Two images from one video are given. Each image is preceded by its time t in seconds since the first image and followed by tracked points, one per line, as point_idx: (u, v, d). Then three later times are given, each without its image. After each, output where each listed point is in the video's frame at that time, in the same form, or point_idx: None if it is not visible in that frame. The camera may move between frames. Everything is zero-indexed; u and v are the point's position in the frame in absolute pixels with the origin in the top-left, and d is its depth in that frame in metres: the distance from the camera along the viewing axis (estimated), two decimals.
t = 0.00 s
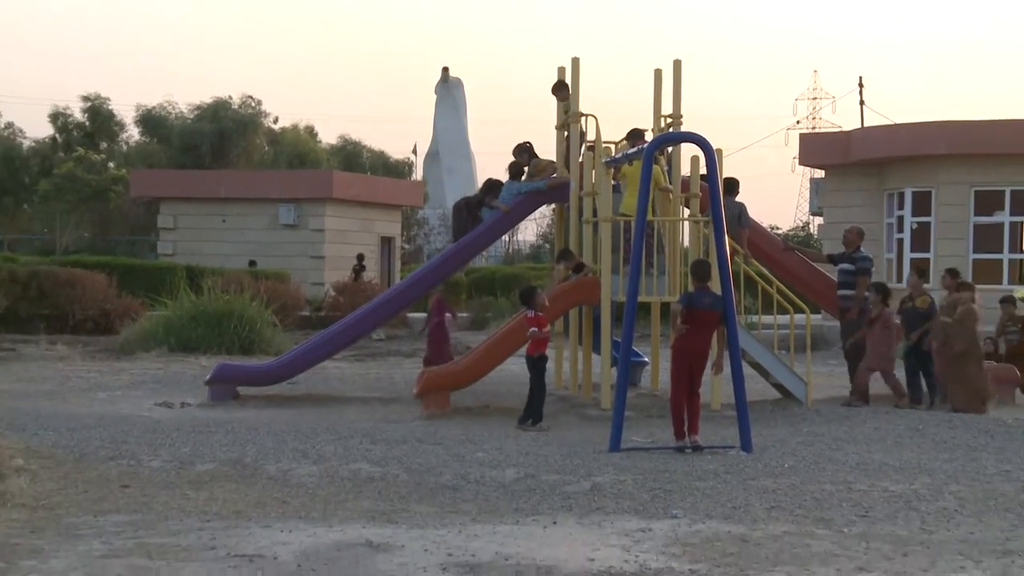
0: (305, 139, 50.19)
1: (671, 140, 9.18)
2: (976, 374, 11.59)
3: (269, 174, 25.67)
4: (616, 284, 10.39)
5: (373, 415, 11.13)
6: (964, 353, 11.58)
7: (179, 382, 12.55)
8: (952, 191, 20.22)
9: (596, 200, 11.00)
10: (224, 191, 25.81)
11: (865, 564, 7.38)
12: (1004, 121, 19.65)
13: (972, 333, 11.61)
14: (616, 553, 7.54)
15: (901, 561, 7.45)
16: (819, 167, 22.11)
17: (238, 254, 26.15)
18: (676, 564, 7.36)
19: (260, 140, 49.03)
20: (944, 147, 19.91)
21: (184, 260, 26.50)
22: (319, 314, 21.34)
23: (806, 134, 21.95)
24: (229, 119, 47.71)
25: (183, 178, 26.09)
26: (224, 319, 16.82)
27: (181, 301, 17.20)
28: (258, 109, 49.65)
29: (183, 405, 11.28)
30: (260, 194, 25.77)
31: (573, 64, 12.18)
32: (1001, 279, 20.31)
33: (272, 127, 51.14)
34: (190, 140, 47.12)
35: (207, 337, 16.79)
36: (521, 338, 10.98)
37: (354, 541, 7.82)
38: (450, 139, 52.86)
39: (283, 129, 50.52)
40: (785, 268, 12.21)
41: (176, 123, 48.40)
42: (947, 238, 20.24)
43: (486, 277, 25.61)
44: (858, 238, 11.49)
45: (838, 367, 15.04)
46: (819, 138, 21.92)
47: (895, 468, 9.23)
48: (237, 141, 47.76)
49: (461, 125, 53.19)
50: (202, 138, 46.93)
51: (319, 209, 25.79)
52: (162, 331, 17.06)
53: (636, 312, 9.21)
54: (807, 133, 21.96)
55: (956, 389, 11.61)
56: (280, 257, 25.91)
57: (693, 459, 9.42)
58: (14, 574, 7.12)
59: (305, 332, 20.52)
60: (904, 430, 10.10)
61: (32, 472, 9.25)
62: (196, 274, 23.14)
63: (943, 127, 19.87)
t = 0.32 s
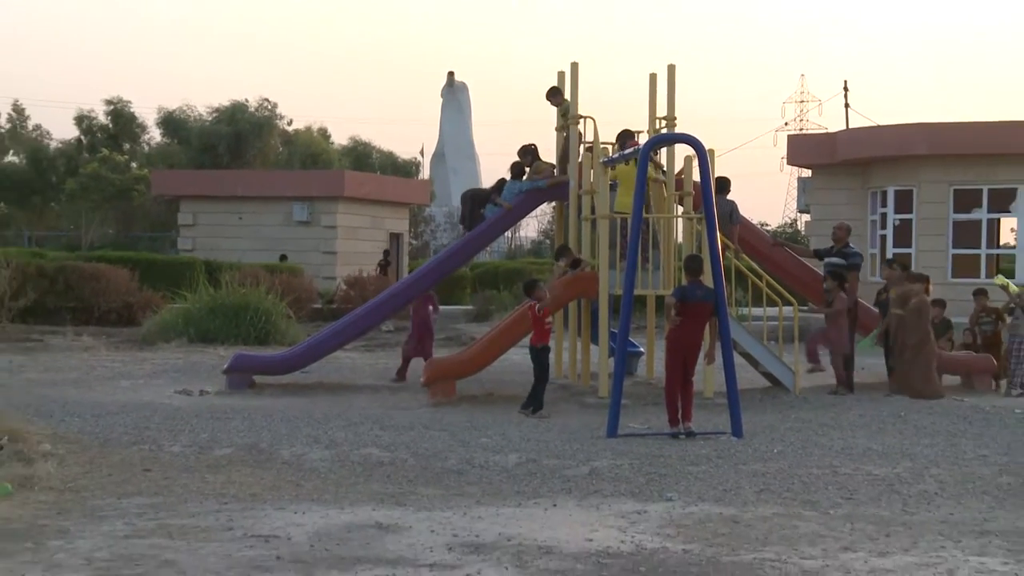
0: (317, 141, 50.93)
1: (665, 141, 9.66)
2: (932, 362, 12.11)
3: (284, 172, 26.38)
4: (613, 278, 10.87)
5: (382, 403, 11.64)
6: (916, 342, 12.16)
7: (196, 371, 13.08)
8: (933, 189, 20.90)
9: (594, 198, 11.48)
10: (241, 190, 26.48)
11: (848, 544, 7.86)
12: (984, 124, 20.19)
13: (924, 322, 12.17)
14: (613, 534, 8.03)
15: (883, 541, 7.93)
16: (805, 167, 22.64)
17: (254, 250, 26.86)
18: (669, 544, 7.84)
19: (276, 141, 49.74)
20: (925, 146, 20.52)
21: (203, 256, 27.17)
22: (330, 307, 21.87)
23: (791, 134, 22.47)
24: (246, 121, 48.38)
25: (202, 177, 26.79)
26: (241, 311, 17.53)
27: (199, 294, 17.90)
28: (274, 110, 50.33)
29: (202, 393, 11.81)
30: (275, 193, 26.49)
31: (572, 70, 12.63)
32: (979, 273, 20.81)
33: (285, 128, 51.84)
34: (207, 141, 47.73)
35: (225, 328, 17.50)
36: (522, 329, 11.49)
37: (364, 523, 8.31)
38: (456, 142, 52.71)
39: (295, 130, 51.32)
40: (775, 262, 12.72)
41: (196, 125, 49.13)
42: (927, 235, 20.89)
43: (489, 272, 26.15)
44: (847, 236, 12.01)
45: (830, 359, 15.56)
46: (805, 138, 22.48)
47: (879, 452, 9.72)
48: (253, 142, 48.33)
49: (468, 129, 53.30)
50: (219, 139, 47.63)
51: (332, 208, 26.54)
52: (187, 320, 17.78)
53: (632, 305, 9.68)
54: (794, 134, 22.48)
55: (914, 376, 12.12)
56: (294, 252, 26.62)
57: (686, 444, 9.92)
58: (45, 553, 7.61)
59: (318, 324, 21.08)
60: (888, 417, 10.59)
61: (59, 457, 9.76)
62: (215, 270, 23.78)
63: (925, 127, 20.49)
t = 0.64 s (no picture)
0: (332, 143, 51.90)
1: (662, 142, 10.19)
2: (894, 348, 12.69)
3: (300, 171, 27.55)
4: (612, 274, 11.40)
5: (392, 392, 12.20)
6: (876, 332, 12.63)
7: (216, 361, 13.68)
8: (915, 189, 22.79)
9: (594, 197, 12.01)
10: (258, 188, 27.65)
11: (835, 525, 8.37)
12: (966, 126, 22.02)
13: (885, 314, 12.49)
14: (612, 516, 8.56)
15: (868, 523, 8.43)
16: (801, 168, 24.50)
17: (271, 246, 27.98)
18: (665, 525, 8.36)
19: (293, 141, 50.84)
20: (908, 147, 22.41)
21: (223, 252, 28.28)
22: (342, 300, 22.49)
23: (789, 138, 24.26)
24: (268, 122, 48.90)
25: (222, 177, 27.93)
26: (261, 304, 18.36)
27: (221, 287, 18.74)
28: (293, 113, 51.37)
29: (222, 381, 12.40)
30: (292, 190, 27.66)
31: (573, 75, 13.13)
32: (960, 268, 22.72)
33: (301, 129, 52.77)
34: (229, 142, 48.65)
35: (245, 321, 18.33)
36: (527, 319, 12.01)
37: (375, 505, 8.84)
38: (463, 143, 53.18)
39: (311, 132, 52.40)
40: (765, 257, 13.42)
41: (216, 126, 50.18)
42: (911, 231, 22.77)
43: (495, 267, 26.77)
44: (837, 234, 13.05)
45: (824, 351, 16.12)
46: (797, 143, 24.67)
47: (864, 439, 10.25)
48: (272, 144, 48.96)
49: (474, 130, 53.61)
50: (238, 141, 48.53)
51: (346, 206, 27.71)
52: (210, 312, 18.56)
53: (630, 299, 10.21)
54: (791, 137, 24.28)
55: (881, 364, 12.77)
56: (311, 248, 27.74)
57: (681, 431, 10.45)
58: (74, 532, 8.13)
59: (333, 316, 21.75)
60: (874, 407, 11.12)
61: (88, 441, 10.33)
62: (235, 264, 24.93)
63: (908, 131, 22.39)
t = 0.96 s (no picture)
0: (349, 144, 53.37)
1: (661, 143, 10.76)
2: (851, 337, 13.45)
3: (318, 173, 29.50)
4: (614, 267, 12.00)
5: (405, 380, 12.85)
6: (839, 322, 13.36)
7: (238, 353, 14.38)
8: (898, 187, 24.70)
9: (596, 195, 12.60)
10: (281, 188, 29.67)
11: (824, 506, 8.94)
12: (947, 130, 23.91)
13: (846, 303, 13.32)
14: (614, 498, 9.07)
15: (855, 503, 8.99)
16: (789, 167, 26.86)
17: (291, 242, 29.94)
18: (662, 506, 8.92)
19: (311, 143, 52.41)
20: (894, 149, 24.26)
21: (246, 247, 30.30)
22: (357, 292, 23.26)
23: (777, 139, 26.76)
24: (286, 125, 51.08)
25: (244, 178, 29.82)
26: (280, 297, 19.58)
27: (242, 281, 19.94)
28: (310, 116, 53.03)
29: (245, 370, 13.09)
30: (310, 190, 29.61)
31: (576, 79, 13.67)
32: (942, 263, 24.65)
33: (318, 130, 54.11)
34: (250, 145, 50.63)
35: (266, 313, 19.54)
36: (531, 312, 12.64)
37: (389, 487, 9.36)
38: (472, 143, 53.10)
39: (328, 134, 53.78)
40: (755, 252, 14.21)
41: (239, 130, 51.66)
42: (896, 228, 24.71)
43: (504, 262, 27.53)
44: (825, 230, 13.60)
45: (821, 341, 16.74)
46: (791, 144, 26.66)
47: (853, 425, 10.82)
48: (292, 146, 51.20)
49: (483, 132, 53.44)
50: (260, 143, 50.44)
51: (361, 205, 29.65)
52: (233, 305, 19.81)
53: (630, 292, 10.79)
54: (780, 139, 26.77)
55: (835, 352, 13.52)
56: (327, 243, 29.76)
57: (679, 418, 11.03)
58: (104, 513, 8.67)
59: (349, 309, 22.57)
60: (864, 396, 11.71)
61: (118, 427, 10.95)
62: (256, 260, 26.66)
63: (893, 134, 24.21)
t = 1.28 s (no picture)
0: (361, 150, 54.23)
1: (657, 150, 11.36)
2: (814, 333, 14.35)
3: (331, 178, 30.21)
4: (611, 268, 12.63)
5: (413, 375, 13.54)
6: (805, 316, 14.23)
7: (256, 351, 15.07)
8: (882, 193, 25.38)
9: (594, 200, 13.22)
10: (293, 193, 30.32)
11: (811, 495, 8.82)
12: (927, 137, 24.56)
13: (815, 299, 14.23)
14: (611, 486, 9.15)
15: (840, 492, 8.91)
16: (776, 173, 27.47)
17: (305, 243, 30.67)
18: (659, 495, 8.84)
19: (325, 149, 53.22)
20: (877, 156, 24.90)
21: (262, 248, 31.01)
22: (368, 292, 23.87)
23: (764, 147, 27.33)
24: (302, 133, 51.88)
25: (260, 181, 30.54)
26: (296, 295, 20.33)
27: (259, 280, 20.69)
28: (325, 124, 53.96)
29: (261, 367, 13.76)
30: (323, 194, 30.31)
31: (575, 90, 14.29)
32: (922, 265, 25.43)
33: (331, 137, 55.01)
34: (267, 152, 51.23)
35: (282, 310, 20.26)
36: (533, 312, 13.30)
37: (397, 475, 9.52)
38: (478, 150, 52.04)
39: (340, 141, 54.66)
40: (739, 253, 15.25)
41: (256, 135, 52.41)
42: (879, 231, 25.41)
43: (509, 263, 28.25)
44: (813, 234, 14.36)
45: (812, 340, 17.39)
46: (777, 151, 27.25)
47: (837, 420, 11.39)
48: (307, 153, 51.90)
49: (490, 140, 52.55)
50: (276, 150, 51.13)
51: (372, 209, 30.38)
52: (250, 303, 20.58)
53: (626, 291, 11.39)
54: (767, 147, 27.36)
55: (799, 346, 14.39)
56: (338, 245, 30.47)
57: (672, 412, 11.64)
58: (127, 499, 8.56)
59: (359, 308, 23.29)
60: (848, 395, 12.31)
61: (140, 418, 11.50)
62: (272, 261, 27.45)
63: (875, 142, 24.86)
